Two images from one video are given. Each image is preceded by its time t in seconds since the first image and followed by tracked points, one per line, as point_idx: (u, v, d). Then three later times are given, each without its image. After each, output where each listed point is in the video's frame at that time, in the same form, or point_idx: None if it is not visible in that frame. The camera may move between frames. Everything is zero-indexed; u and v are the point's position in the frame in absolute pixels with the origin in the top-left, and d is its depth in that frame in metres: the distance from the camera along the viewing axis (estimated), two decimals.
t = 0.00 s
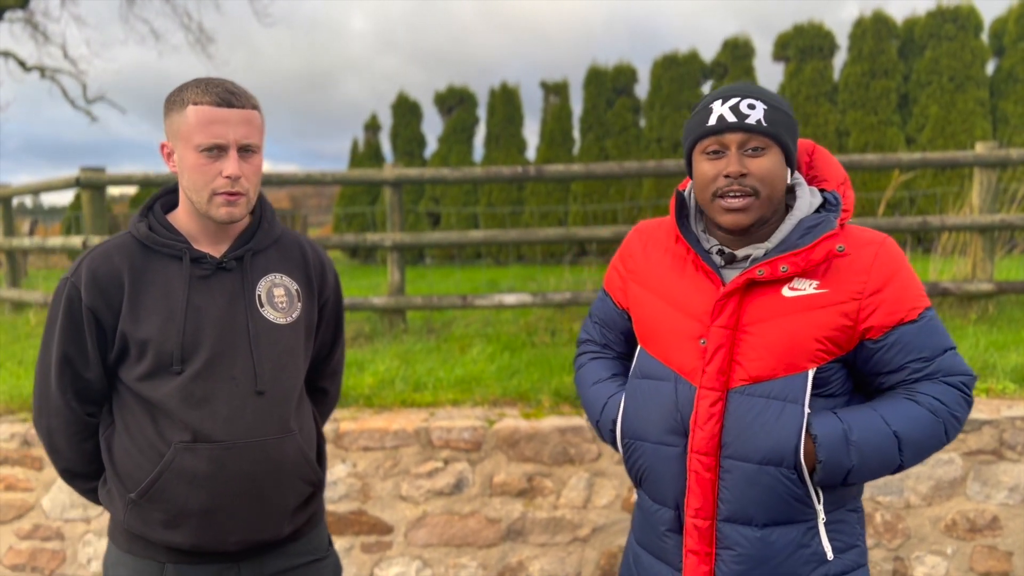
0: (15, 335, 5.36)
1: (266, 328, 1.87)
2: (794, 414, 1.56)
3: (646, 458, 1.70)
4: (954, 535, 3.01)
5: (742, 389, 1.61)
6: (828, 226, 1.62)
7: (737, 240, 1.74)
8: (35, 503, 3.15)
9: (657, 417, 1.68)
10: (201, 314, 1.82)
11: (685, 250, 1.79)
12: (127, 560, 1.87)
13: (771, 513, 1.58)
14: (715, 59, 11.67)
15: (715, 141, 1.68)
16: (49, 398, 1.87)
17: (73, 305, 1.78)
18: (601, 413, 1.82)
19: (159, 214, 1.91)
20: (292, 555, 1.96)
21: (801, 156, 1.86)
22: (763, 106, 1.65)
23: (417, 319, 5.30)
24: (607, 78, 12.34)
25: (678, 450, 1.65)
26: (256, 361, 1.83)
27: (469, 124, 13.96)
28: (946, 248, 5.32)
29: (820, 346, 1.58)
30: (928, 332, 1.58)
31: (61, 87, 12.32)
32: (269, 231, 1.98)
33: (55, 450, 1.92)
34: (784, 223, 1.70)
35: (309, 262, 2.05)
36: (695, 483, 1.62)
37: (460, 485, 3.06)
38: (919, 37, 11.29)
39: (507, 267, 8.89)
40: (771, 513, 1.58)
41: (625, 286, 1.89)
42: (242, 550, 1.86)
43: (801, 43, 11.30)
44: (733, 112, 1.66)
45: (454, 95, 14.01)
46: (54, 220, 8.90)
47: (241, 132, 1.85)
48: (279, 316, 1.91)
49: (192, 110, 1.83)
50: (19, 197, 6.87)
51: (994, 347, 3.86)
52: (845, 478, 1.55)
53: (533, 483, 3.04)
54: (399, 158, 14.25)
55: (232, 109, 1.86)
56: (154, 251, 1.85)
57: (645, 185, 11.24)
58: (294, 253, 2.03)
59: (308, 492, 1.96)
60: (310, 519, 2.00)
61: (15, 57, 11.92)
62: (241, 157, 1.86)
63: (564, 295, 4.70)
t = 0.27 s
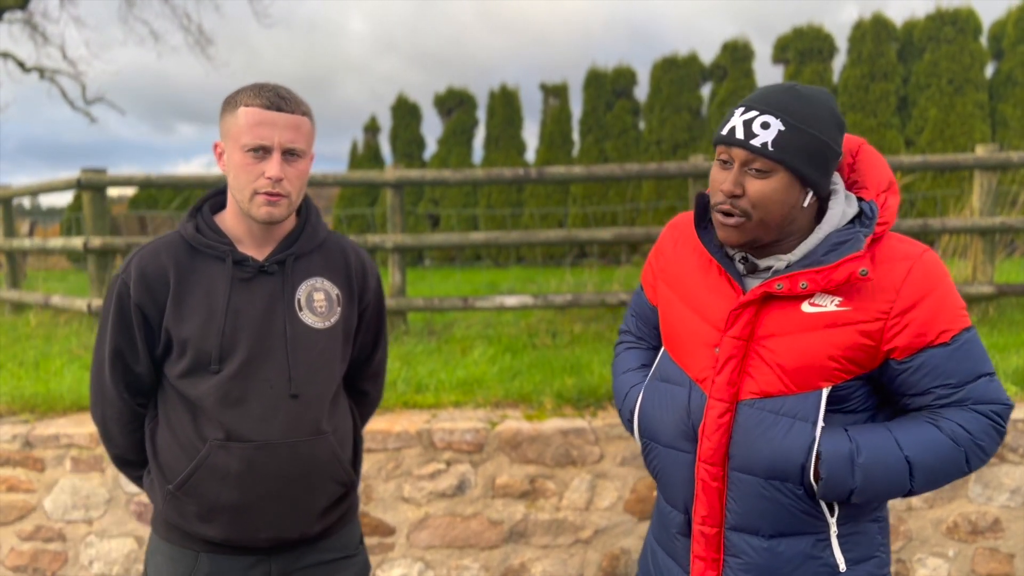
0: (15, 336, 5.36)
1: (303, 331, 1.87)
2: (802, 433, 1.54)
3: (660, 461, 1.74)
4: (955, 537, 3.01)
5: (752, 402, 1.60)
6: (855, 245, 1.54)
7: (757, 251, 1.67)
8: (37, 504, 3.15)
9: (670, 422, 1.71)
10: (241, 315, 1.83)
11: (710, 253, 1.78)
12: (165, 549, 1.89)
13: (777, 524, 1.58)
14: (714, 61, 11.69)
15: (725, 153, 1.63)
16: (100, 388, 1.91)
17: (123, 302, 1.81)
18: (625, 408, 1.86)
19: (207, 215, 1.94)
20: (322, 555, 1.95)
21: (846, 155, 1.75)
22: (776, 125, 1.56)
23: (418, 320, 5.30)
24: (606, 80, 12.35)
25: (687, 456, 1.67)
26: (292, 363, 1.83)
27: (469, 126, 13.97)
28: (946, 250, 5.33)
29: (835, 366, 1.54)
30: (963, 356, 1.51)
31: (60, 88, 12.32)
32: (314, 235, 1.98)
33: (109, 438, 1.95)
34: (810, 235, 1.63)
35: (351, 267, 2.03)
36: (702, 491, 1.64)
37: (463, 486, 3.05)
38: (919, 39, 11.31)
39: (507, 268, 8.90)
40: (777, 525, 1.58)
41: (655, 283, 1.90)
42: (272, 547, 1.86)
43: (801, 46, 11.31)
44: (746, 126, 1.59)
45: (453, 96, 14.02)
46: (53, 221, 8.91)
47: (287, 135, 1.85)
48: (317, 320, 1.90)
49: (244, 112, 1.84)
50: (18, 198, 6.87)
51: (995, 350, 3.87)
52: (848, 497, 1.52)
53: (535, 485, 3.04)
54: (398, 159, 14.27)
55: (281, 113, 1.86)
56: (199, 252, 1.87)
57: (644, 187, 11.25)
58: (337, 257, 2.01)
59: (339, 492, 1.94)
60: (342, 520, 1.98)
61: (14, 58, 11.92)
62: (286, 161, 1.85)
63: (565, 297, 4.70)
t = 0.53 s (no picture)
0: (15, 336, 5.36)
1: (328, 337, 1.86)
2: (792, 449, 1.52)
3: (662, 461, 1.75)
4: (957, 539, 3.01)
5: (747, 416, 1.58)
6: (856, 266, 1.50)
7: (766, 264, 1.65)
8: (38, 504, 3.15)
9: (672, 425, 1.72)
10: (266, 315, 1.83)
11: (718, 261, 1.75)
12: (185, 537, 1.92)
13: (768, 532, 1.57)
14: (714, 63, 11.70)
15: (745, 171, 1.60)
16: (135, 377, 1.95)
17: (157, 295, 1.84)
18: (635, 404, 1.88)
19: (244, 216, 1.95)
20: (335, 556, 1.94)
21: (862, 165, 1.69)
22: (799, 145, 1.53)
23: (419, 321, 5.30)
24: (606, 82, 12.36)
25: (686, 460, 1.68)
26: (314, 367, 1.83)
27: (469, 127, 13.98)
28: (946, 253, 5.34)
29: (832, 386, 1.51)
30: (964, 381, 1.45)
31: (60, 89, 12.31)
32: (346, 242, 1.97)
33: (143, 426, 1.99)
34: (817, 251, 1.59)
35: (381, 275, 2.01)
36: (697, 496, 1.64)
37: (464, 488, 3.05)
38: (918, 42, 11.33)
39: (507, 270, 8.90)
40: (768, 533, 1.57)
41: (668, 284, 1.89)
42: (285, 545, 1.87)
43: (801, 48, 11.33)
44: (766, 146, 1.56)
45: (453, 98, 14.03)
46: (52, 222, 8.90)
47: (329, 148, 1.84)
48: (343, 326, 1.89)
49: (290, 121, 1.84)
50: (18, 198, 6.86)
51: (996, 352, 3.87)
52: (831, 515, 1.51)
53: (537, 487, 3.04)
54: (398, 160, 14.27)
55: (325, 125, 1.86)
56: (233, 252, 1.88)
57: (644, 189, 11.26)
58: (368, 265, 2.00)
59: (356, 496, 1.93)
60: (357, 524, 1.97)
61: (14, 58, 11.91)
62: (327, 173, 1.85)
63: (566, 298, 4.70)
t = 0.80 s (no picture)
0: (16, 336, 5.36)
1: (336, 335, 1.87)
2: (784, 425, 1.55)
3: (643, 454, 1.70)
4: (959, 541, 3.01)
5: (737, 396, 1.59)
6: (838, 245, 1.58)
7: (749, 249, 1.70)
8: (41, 505, 3.15)
9: (657, 416, 1.67)
10: (275, 313, 1.83)
11: (696, 254, 1.76)
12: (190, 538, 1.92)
13: (758, 513, 1.58)
14: (716, 65, 11.70)
15: (744, 148, 1.65)
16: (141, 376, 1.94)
17: (164, 294, 1.84)
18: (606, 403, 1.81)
19: (252, 215, 1.95)
20: (341, 557, 1.94)
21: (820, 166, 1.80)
22: (797, 124, 1.61)
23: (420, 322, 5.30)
24: (607, 83, 12.36)
25: (675, 449, 1.64)
26: (323, 366, 1.83)
27: (470, 128, 13.98)
28: (948, 255, 5.34)
29: (817, 362, 1.56)
30: (927, 355, 1.54)
31: (60, 89, 12.31)
32: (353, 241, 1.98)
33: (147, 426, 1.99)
34: (796, 236, 1.65)
35: (387, 275, 2.02)
36: (687, 483, 1.62)
37: (467, 489, 3.06)
38: (919, 44, 11.34)
39: (508, 271, 8.90)
40: (758, 513, 1.58)
41: (636, 284, 1.86)
42: (293, 546, 1.87)
43: (802, 50, 11.34)
44: (768, 123, 1.62)
45: (454, 99, 14.03)
46: (52, 222, 8.90)
47: (342, 145, 1.85)
48: (351, 325, 1.90)
49: (300, 120, 1.84)
50: (20, 199, 6.87)
51: (998, 355, 3.87)
52: (817, 487, 1.53)
53: (539, 487, 3.04)
54: (399, 161, 14.27)
55: (337, 124, 1.86)
56: (242, 250, 1.88)
57: (645, 190, 11.26)
58: (374, 265, 2.01)
59: (363, 496, 1.93)
60: (363, 524, 1.97)
61: (14, 58, 11.92)
62: (340, 170, 1.86)
63: (567, 300, 4.70)
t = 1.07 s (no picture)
0: (18, 336, 5.37)
1: (321, 331, 1.88)
2: (771, 403, 1.59)
3: (634, 447, 1.68)
4: (961, 544, 3.01)
5: (725, 380, 1.62)
6: (805, 238, 1.68)
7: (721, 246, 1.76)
8: (44, 503, 3.16)
9: (650, 407, 1.66)
10: (260, 313, 1.83)
11: (666, 254, 1.79)
12: (178, 550, 1.88)
13: (752, 491, 1.61)
14: (718, 66, 11.70)
15: (722, 151, 1.69)
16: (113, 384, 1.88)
17: (141, 297, 1.79)
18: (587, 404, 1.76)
19: (229, 214, 1.93)
20: (334, 557, 1.95)
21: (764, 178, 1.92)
22: (767, 129, 1.70)
23: (422, 323, 5.31)
24: (610, 84, 12.36)
25: (670, 437, 1.64)
26: (311, 363, 1.84)
27: (472, 129, 13.99)
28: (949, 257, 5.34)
29: (795, 346, 1.63)
30: (879, 339, 1.65)
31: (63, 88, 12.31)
32: (332, 238, 1.98)
33: (119, 437, 1.93)
34: (764, 233, 1.73)
35: (365, 271, 2.04)
36: (684, 468, 1.62)
37: (468, 489, 3.06)
38: (922, 46, 11.34)
39: (510, 272, 8.90)
40: (753, 491, 1.61)
41: (605, 290, 1.85)
42: (287, 547, 1.87)
43: (804, 51, 11.33)
44: (743, 128, 1.69)
45: (456, 100, 14.04)
46: (55, 221, 8.90)
47: (330, 139, 1.87)
48: (335, 321, 1.92)
49: (287, 117, 1.83)
50: (23, 199, 6.88)
51: (1000, 357, 3.87)
52: (802, 463, 1.58)
53: (540, 488, 3.04)
54: (401, 162, 14.27)
55: (322, 118, 1.88)
56: (221, 249, 1.87)
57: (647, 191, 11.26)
58: (351, 262, 2.03)
59: (354, 493, 1.95)
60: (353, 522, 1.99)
61: (17, 57, 11.93)
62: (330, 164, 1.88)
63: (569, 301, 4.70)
